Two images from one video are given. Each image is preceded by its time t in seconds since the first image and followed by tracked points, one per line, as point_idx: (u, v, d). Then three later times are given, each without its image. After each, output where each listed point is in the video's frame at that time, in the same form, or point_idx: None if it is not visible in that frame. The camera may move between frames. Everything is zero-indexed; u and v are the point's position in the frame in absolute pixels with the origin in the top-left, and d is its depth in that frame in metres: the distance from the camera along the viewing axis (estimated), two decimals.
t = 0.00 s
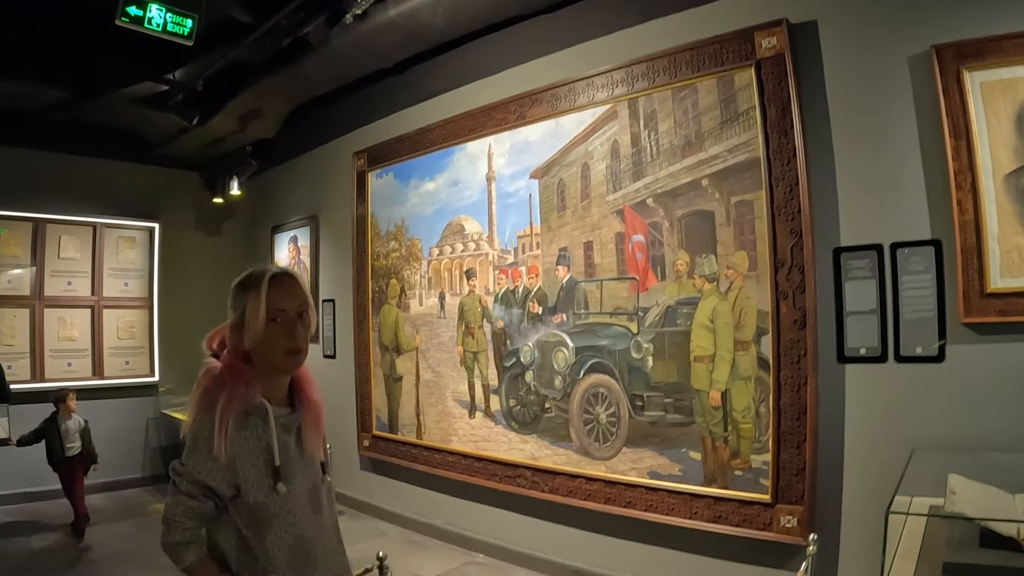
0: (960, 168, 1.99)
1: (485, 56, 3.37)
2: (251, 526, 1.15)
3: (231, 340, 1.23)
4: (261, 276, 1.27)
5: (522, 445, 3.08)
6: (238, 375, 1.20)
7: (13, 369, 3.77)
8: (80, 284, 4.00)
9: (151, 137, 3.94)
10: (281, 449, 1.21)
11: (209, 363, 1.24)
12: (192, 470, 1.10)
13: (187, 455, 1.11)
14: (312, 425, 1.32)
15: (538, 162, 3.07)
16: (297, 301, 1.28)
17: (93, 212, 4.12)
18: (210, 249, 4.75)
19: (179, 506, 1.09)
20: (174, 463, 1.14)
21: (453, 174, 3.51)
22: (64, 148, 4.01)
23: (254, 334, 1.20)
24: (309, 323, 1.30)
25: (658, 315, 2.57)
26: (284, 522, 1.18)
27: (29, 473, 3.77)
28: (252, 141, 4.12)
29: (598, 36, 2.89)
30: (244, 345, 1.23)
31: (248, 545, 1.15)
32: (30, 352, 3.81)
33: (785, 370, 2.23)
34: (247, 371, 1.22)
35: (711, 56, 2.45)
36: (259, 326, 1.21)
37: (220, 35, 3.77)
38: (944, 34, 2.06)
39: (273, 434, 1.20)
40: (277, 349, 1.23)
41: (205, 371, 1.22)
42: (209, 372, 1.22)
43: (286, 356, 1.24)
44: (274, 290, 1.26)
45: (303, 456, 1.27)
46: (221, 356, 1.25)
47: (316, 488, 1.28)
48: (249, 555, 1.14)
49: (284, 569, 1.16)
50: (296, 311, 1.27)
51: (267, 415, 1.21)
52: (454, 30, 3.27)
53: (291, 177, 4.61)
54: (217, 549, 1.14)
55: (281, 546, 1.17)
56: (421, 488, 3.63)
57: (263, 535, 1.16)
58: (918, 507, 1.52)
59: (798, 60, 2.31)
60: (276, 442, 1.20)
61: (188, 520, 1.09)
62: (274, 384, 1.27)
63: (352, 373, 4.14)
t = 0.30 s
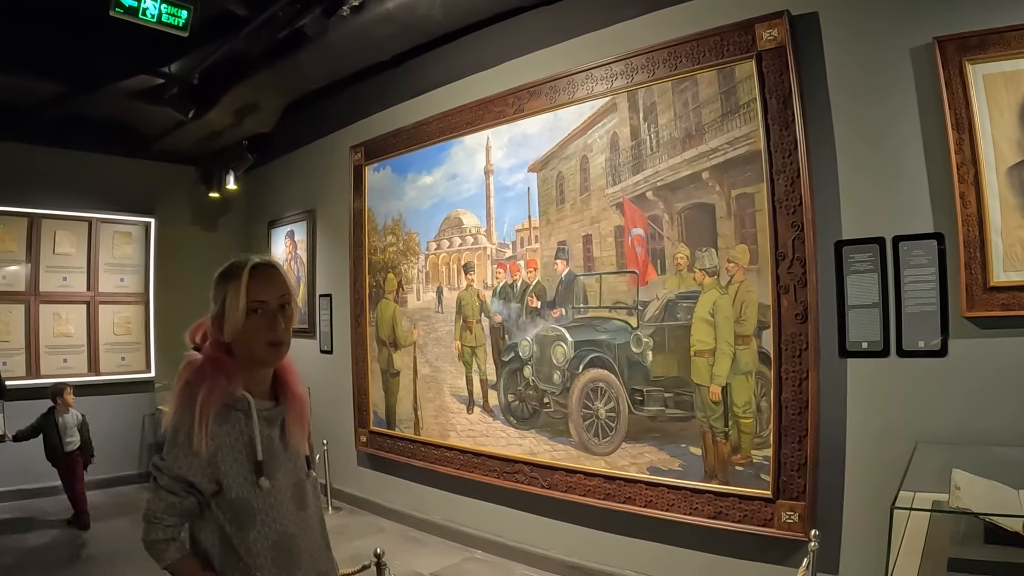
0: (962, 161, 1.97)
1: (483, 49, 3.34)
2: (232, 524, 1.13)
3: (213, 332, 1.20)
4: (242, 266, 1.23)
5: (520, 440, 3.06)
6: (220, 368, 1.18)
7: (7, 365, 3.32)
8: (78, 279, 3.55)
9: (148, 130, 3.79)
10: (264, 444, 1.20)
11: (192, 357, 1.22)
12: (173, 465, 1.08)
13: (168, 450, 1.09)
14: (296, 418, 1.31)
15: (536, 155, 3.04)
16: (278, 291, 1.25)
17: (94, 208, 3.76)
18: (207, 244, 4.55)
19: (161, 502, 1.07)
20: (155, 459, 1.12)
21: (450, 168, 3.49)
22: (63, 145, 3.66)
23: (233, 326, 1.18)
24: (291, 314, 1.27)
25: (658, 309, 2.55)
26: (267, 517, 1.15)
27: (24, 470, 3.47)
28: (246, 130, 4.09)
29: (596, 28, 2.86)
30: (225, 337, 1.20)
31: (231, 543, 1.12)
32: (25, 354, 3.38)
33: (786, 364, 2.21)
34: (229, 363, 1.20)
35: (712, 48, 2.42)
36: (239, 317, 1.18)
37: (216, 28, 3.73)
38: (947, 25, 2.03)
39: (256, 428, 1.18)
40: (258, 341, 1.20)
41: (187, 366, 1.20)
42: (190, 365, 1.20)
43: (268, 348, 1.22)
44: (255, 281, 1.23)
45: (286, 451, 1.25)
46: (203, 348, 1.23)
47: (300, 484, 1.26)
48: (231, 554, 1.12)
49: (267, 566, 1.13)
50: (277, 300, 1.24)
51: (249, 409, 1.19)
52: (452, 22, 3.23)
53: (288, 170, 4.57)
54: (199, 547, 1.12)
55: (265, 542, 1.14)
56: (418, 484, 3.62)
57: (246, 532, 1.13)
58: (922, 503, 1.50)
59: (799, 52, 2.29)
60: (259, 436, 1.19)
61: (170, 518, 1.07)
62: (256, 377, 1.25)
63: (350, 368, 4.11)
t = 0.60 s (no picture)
0: (960, 157, 1.96)
1: (479, 43, 3.31)
2: (222, 521, 1.11)
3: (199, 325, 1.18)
4: (229, 258, 1.21)
5: (515, 437, 3.05)
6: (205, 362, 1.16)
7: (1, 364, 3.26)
8: (72, 276, 3.52)
9: (141, 126, 3.77)
10: (253, 438, 1.18)
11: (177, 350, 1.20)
12: (161, 461, 1.06)
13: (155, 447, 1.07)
14: (284, 413, 1.29)
15: (532, 150, 3.02)
16: (266, 284, 1.23)
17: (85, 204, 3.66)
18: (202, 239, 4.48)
19: (149, 501, 1.05)
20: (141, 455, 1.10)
21: (446, 163, 3.46)
22: (63, 140, 3.58)
23: (220, 318, 1.16)
24: (278, 307, 1.26)
25: (654, 305, 2.54)
26: (258, 512, 1.14)
27: (21, 469, 3.41)
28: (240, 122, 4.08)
29: (593, 23, 2.84)
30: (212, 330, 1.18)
31: (222, 540, 1.11)
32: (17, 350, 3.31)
33: (783, 360, 2.20)
34: (215, 356, 1.18)
35: (709, 43, 2.40)
36: (226, 311, 1.16)
37: (209, 22, 3.69)
38: (945, 21, 2.02)
39: (244, 422, 1.17)
40: (246, 334, 1.19)
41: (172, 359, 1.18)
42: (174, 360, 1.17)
43: (254, 342, 1.20)
44: (242, 273, 1.21)
45: (275, 446, 1.23)
46: (187, 342, 1.21)
47: (289, 480, 1.24)
48: (222, 551, 1.11)
49: (259, 562, 1.12)
50: (265, 293, 1.23)
51: (236, 403, 1.17)
52: (448, 16, 3.20)
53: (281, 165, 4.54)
54: (190, 546, 1.10)
55: (257, 539, 1.13)
56: (414, 481, 3.60)
57: (237, 529, 1.11)
58: (919, 500, 1.49)
59: (796, 47, 2.27)
60: (247, 430, 1.17)
61: (159, 516, 1.05)
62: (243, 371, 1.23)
63: (344, 365, 4.09)
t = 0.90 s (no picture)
0: (961, 153, 1.97)
1: (479, 41, 3.31)
2: (225, 518, 1.12)
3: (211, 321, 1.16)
4: (245, 253, 1.19)
5: (517, 434, 3.05)
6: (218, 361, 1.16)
7: (1, 362, 2.75)
8: (74, 275, 2.80)
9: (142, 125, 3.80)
10: (254, 436, 1.18)
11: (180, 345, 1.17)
12: (162, 462, 1.06)
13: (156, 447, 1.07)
14: (283, 409, 1.30)
15: (533, 147, 3.02)
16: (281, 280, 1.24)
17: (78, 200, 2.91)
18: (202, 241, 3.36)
19: (152, 501, 1.05)
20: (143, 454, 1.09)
21: (446, 161, 3.46)
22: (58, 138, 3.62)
23: (240, 319, 1.16)
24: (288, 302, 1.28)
25: (656, 301, 2.54)
26: (261, 509, 1.15)
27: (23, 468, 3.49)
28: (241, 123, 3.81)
29: (593, 20, 2.84)
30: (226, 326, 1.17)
31: (227, 538, 1.12)
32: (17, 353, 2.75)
33: (785, 356, 2.21)
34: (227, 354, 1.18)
35: (710, 40, 2.40)
36: (249, 307, 1.16)
37: (209, 21, 3.69)
38: (944, 18, 2.03)
39: (245, 420, 1.17)
40: (264, 330, 1.20)
41: (177, 354, 1.16)
42: (184, 358, 1.15)
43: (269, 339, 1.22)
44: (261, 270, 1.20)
45: (275, 442, 1.24)
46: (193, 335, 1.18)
47: (290, 475, 1.25)
48: (226, 549, 1.12)
49: (263, 558, 1.13)
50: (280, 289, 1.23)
51: (240, 400, 1.18)
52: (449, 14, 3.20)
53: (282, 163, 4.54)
54: (193, 544, 1.11)
55: (260, 535, 1.14)
56: (416, 478, 3.61)
57: (241, 526, 1.13)
58: (922, 494, 1.49)
59: (796, 44, 2.27)
60: (248, 428, 1.17)
61: (163, 516, 1.06)
62: (251, 365, 1.24)
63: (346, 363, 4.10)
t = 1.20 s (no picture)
0: (965, 149, 1.97)
1: (482, 40, 3.31)
2: (241, 516, 1.14)
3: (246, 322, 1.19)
4: (274, 255, 1.24)
5: (523, 432, 3.06)
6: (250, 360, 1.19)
7: (6, 363, 3.07)
8: (77, 276, 3.19)
9: (143, 126, 3.67)
10: (269, 434, 1.20)
11: (208, 345, 1.15)
12: (183, 463, 1.06)
13: (178, 448, 1.06)
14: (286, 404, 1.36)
15: (537, 146, 3.03)
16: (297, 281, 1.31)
17: (87, 203, 3.31)
18: (207, 239, 4.01)
19: (172, 501, 1.06)
20: (165, 456, 1.08)
21: (451, 159, 3.47)
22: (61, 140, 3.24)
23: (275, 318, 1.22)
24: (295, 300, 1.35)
25: (661, 299, 2.55)
26: (276, 505, 1.17)
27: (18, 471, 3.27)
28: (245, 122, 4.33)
29: (597, 18, 2.84)
30: (261, 325, 1.22)
31: (244, 535, 1.14)
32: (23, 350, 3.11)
33: (791, 353, 2.21)
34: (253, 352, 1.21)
35: (714, 37, 2.41)
36: (288, 305, 1.24)
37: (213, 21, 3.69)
38: (948, 15, 2.03)
39: (262, 417, 1.19)
40: (288, 328, 1.27)
41: (207, 354, 1.14)
42: (226, 361, 1.15)
43: (288, 337, 1.28)
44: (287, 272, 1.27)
45: (285, 439, 1.26)
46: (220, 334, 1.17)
47: (297, 470, 1.27)
48: (241, 544, 1.15)
49: (278, 552, 1.16)
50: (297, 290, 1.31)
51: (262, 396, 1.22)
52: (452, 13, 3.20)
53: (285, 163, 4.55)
54: (209, 543, 1.13)
55: (276, 532, 1.17)
56: (421, 477, 3.62)
57: (258, 524, 1.15)
58: (930, 489, 1.51)
59: (801, 41, 2.28)
60: (264, 425, 1.19)
61: (183, 516, 1.07)
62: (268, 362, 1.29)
63: (350, 362, 4.12)
